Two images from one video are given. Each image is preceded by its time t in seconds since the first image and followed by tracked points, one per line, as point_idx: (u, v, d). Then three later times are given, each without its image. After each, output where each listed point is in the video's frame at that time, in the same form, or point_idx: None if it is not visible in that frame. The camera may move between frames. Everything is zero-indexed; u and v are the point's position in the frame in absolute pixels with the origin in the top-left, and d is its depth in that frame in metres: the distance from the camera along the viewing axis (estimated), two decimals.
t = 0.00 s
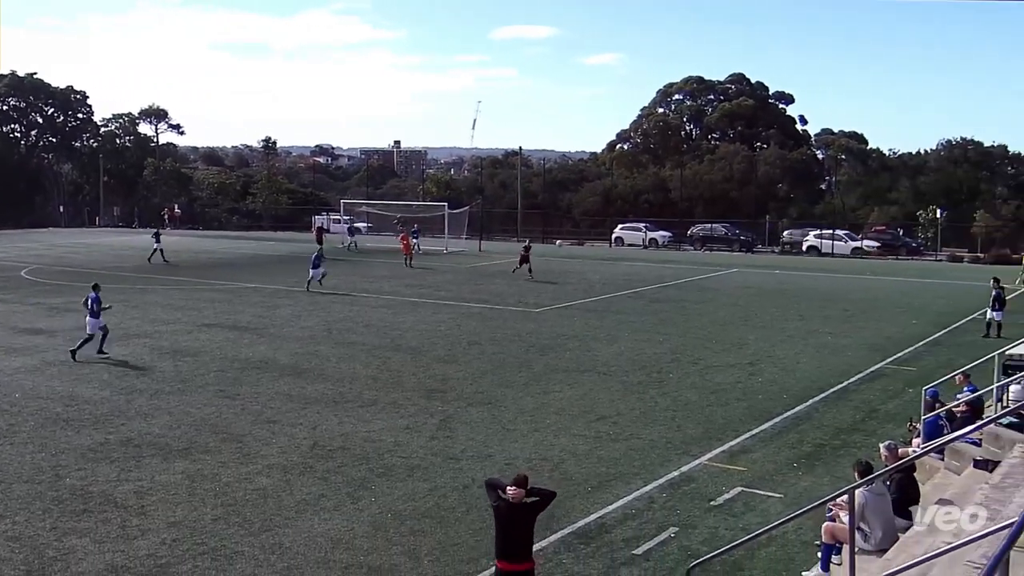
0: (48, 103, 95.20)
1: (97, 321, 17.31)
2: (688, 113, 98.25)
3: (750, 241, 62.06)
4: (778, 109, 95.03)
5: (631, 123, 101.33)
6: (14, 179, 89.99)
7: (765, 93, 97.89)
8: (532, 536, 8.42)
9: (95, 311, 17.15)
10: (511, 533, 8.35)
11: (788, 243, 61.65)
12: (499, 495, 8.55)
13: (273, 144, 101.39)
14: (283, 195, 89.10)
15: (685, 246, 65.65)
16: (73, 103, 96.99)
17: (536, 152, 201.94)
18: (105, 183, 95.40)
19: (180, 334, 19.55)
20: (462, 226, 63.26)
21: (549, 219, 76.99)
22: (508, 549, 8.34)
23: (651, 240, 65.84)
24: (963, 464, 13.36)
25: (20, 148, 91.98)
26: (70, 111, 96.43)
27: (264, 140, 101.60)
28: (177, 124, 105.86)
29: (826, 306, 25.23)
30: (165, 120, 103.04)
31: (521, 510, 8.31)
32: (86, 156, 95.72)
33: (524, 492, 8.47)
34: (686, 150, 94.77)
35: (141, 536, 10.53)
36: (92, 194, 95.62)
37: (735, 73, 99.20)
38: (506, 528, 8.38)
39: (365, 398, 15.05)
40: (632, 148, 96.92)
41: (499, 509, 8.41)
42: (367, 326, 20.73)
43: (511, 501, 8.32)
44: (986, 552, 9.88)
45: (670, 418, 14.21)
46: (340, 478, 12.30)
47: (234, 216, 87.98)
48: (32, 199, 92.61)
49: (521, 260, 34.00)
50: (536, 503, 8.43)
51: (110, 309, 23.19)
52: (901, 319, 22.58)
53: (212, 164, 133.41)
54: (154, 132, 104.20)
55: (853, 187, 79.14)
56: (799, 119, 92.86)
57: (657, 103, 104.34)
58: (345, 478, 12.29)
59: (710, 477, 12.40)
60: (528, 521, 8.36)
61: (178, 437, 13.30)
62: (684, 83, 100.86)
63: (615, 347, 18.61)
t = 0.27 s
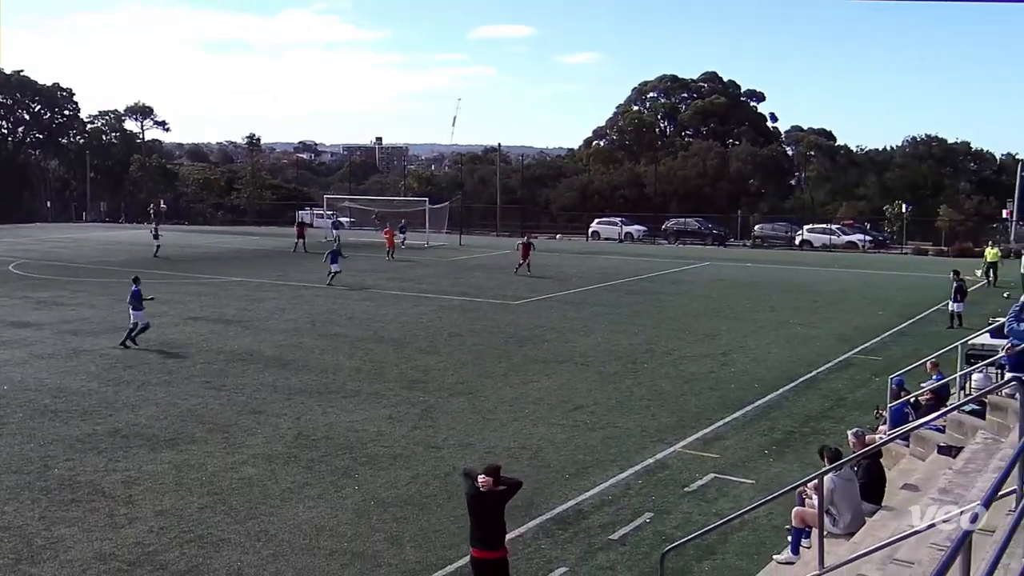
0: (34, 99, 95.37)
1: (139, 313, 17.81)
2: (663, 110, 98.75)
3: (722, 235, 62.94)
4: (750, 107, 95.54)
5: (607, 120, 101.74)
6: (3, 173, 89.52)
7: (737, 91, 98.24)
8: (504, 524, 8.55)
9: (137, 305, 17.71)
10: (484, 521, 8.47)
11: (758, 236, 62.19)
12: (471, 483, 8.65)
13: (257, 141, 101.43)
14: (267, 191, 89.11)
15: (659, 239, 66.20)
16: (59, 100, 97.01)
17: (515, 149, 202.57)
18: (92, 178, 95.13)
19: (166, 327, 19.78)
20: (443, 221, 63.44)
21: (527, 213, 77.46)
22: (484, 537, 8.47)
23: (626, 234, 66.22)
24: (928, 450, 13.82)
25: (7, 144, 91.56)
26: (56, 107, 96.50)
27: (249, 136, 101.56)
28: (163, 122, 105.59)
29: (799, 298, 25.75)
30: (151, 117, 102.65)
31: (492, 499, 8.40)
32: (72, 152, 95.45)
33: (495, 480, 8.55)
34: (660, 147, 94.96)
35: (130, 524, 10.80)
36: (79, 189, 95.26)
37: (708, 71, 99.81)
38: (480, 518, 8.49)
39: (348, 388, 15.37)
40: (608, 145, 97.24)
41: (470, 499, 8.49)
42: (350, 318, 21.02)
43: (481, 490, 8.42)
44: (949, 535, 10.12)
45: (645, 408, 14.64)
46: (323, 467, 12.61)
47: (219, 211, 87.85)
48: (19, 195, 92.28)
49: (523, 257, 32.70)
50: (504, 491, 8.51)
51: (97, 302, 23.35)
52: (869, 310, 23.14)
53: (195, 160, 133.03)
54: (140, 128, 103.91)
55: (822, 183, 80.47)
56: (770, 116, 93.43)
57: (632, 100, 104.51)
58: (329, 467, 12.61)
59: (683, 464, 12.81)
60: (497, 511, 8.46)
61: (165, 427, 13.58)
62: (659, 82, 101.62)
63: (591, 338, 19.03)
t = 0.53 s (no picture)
0: (16, 97, 94.85)
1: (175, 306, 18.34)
2: (638, 109, 99.19)
3: (696, 231, 63.56)
4: (723, 107, 96.04)
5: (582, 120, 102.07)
6: None
7: (709, 90, 98.63)
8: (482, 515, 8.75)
9: (172, 299, 18.23)
10: (462, 513, 8.67)
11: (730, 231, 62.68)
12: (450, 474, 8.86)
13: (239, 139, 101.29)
14: (249, 188, 88.92)
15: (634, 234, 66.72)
16: (42, 97, 96.36)
17: (494, 146, 202.65)
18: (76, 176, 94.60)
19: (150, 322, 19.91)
20: (422, 218, 63.57)
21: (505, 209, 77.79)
22: (464, 529, 8.67)
23: (602, 229, 66.63)
24: (895, 440, 14.22)
25: None
26: (39, 105, 95.93)
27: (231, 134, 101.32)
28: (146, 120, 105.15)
29: (773, 292, 26.18)
30: (133, 115, 102.10)
31: (470, 491, 8.59)
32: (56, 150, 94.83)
33: (472, 473, 8.76)
34: (635, 144, 95.20)
35: (114, 517, 10.97)
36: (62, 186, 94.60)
37: (681, 71, 100.23)
38: (458, 508, 8.71)
39: (330, 382, 15.60)
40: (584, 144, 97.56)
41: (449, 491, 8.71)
42: (332, 313, 21.22)
43: (459, 482, 8.63)
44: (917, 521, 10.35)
45: (621, 399, 14.97)
46: (305, 459, 12.83)
47: (201, 207, 87.53)
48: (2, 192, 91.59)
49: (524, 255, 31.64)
50: (482, 483, 8.72)
51: (80, 298, 23.42)
52: (839, 304, 23.62)
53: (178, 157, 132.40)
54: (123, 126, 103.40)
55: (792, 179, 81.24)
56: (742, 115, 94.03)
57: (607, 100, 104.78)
58: (311, 459, 12.83)
59: (658, 454, 13.13)
60: (476, 503, 8.65)
61: (148, 421, 13.76)
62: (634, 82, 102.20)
63: (568, 331, 19.35)
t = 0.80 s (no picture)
0: None
1: (202, 300, 18.70)
2: (615, 107, 99.80)
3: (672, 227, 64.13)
4: (698, 105, 97.02)
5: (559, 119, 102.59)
6: None
7: (684, 88, 99.47)
8: (470, 510, 8.86)
9: (201, 291, 18.68)
10: (450, 508, 8.78)
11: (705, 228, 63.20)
12: (439, 471, 8.93)
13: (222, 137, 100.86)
14: (232, 186, 88.54)
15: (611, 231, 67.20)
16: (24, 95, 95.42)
17: (472, 144, 202.98)
18: (58, 173, 93.76)
19: (133, 318, 19.97)
20: (404, 214, 63.62)
21: (485, 205, 77.98)
22: (453, 523, 8.79)
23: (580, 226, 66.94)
24: (866, 431, 14.59)
25: None
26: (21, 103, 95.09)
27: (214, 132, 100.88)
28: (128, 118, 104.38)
29: (748, 286, 26.58)
30: (116, 113, 101.33)
31: (460, 487, 8.70)
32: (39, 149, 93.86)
33: (461, 469, 8.85)
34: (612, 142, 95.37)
35: (98, 511, 11.12)
36: (45, 184, 93.66)
37: (656, 71, 100.94)
38: (447, 504, 8.82)
39: (312, 376, 15.80)
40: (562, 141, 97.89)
41: (437, 486, 8.80)
42: (314, 309, 21.35)
43: (449, 479, 8.71)
44: (888, 510, 10.60)
45: (599, 393, 15.25)
46: (288, 454, 13.01)
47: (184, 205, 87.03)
48: None
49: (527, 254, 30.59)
50: (471, 481, 8.80)
51: (64, 295, 23.38)
52: (812, 298, 24.05)
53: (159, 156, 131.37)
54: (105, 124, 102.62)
55: (766, 177, 82.19)
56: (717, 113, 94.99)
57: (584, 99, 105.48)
58: (293, 453, 13.01)
59: (635, 446, 13.41)
60: (465, 499, 8.77)
61: (131, 416, 13.90)
62: (610, 81, 102.82)
63: (547, 326, 19.62)
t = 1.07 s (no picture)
0: None
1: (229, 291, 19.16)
2: (593, 105, 100.32)
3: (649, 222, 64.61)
4: (674, 103, 97.86)
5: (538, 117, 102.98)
6: None
7: (661, 87, 100.21)
8: (462, 502, 9.16)
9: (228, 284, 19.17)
10: (442, 501, 9.06)
11: (681, 223, 63.74)
12: (432, 464, 9.22)
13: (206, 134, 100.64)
14: (216, 182, 88.34)
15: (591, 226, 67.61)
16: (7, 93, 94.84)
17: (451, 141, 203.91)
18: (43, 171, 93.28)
19: (119, 313, 20.12)
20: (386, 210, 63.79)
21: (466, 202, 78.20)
22: (445, 516, 9.08)
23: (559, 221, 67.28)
24: (836, 420, 15.03)
25: None
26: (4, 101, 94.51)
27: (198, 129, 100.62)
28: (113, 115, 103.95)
29: (723, 280, 27.03)
30: (101, 111, 100.85)
31: (452, 481, 8.99)
32: (23, 146, 93.29)
33: (454, 463, 9.13)
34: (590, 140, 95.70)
35: (85, 503, 11.34)
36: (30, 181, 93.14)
37: (633, 69, 101.59)
38: (438, 496, 9.10)
39: (296, 369, 16.05)
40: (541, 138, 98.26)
41: (430, 480, 9.09)
42: (298, 303, 21.58)
43: (443, 472, 9.00)
44: (857, 496, 10.93)
45: (578, 384, 15.61)
46: (273, 445, 13.26)
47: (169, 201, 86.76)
48: None
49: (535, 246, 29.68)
50: (464, 473, 9.09)
51: (50, 290, 23.48)
52: (786, 291, 24.53)
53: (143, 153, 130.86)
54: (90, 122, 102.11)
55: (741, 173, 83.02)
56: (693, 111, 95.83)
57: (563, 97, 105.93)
58: (278, 445, 13.26)
59: (613, 436, 13.77)
60: (456, 492, 9.04)
61: (118, 409, 14.12)
62: (588, 79, 103.41)
63: (527, 319, 19.95)
